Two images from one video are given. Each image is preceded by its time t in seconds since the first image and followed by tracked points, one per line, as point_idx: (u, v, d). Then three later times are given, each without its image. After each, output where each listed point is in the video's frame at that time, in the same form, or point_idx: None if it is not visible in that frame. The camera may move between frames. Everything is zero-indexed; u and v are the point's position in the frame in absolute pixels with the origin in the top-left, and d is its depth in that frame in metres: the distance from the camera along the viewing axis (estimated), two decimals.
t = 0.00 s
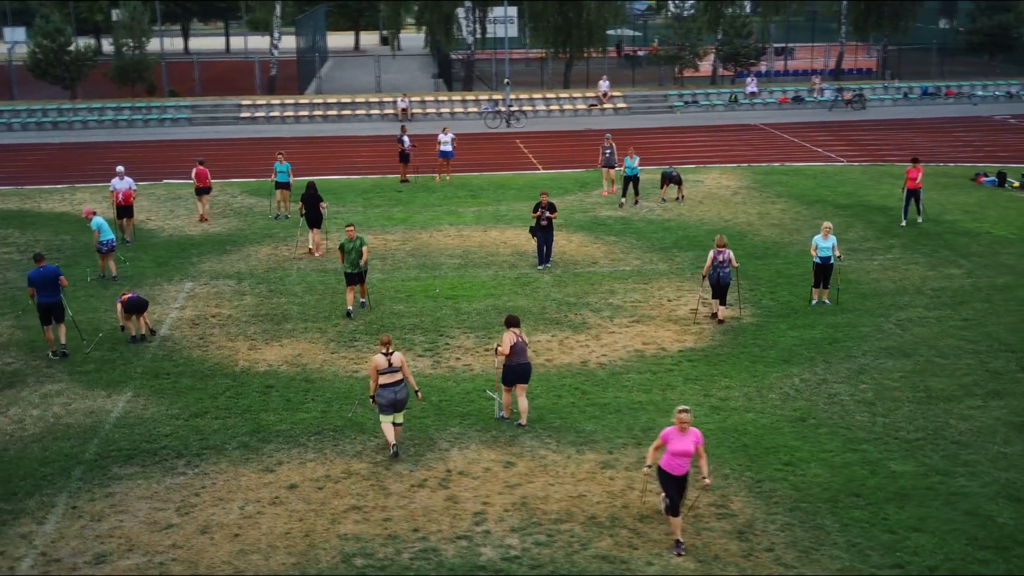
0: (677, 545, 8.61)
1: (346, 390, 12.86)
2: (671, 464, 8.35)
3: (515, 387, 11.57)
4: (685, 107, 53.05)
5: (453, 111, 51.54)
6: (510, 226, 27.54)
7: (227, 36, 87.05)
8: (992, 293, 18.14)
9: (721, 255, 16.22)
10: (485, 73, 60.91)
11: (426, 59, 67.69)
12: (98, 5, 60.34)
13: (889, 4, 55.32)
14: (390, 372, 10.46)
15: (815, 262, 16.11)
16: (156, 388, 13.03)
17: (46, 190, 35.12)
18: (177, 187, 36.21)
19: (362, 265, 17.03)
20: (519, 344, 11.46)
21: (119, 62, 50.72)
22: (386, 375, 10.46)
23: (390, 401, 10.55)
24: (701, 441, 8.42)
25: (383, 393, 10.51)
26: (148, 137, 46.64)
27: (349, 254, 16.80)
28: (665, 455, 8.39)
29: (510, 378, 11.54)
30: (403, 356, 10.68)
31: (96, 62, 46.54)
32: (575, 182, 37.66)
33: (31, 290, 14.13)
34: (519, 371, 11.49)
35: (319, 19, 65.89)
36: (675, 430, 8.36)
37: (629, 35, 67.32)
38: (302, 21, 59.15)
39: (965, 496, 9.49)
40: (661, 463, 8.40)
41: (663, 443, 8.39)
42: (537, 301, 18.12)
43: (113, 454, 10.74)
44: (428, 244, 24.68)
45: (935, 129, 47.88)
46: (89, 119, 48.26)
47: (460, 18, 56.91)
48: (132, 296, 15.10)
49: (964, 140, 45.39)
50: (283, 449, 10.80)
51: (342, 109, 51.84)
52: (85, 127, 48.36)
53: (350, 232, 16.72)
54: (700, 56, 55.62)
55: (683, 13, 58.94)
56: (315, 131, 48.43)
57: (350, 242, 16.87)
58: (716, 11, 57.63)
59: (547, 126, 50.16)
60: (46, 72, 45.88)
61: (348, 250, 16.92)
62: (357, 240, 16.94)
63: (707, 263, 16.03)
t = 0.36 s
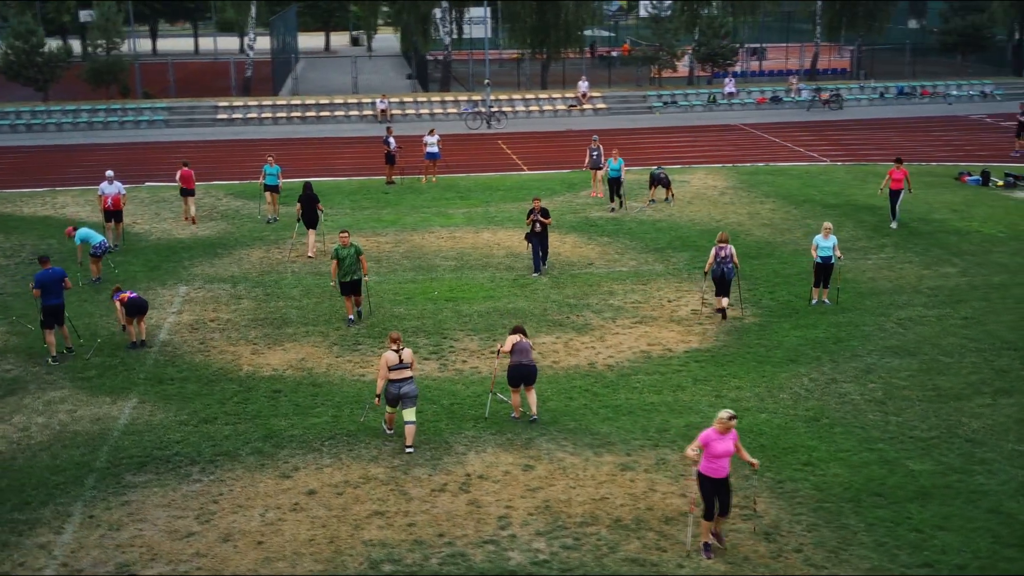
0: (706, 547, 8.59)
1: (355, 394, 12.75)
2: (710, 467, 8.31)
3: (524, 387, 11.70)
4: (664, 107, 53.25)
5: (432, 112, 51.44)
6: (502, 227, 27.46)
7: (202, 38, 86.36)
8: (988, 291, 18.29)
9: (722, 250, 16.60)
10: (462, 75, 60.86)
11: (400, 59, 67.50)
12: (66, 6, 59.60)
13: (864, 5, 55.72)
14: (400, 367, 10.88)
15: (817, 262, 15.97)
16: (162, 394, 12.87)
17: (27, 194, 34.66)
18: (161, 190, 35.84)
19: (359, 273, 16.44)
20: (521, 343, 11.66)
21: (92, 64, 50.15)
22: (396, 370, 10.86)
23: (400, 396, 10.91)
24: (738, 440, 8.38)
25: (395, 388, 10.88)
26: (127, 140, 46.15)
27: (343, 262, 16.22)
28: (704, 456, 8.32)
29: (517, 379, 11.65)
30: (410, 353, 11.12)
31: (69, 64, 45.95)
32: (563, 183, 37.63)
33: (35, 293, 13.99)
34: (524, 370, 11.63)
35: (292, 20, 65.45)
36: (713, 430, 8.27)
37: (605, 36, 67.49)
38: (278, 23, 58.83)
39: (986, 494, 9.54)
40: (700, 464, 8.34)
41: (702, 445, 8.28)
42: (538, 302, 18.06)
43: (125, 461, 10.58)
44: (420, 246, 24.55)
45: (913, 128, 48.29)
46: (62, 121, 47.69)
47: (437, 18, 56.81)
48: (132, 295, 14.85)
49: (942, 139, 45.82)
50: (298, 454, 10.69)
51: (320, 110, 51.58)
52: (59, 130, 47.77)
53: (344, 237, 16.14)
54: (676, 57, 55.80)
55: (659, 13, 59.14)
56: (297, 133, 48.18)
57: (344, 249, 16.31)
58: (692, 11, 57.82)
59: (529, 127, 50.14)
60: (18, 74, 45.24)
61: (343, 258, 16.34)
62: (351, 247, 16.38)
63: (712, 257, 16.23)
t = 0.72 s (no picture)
0: (734, 547, 8.59)
1: (365, 397, 12.65)
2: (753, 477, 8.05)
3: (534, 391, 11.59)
4: (643, 108, 53.41)
5: (411, 113, 51.25)
6: (494, 229, 27.39)
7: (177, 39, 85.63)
8: (984, 289, 18.46)
9: (726, 245, 17.09)
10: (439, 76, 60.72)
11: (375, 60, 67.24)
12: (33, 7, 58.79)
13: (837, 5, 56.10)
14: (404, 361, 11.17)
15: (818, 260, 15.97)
16: (169, 399, 12.72)
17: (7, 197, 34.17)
18: (144, 192, 35.47)
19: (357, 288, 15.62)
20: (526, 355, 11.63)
21: (66, 65, 49.55)
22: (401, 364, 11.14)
23: (406, 390, 11.07)
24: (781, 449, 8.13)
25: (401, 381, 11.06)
26: (105, 142, 45.66)
27: (341, 275, 15.45)
28: (746, 467, 8.09)
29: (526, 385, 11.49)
30: (413, 351, 11.43)
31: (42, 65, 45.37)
32: (550, 184, 37.59)
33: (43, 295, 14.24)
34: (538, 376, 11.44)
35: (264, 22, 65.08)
36: (754, 440, 8.04)
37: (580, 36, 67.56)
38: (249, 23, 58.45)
39: (1006, 492, 9.59)
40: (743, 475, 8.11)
41: (744, 456, 8.06)
42: (538, 304, 18.01)
43: (138, 468, 10.43)
44: (414, 247, 24.46)
45: (893, 128, 48.68)
46: (36, 123, 47.12)
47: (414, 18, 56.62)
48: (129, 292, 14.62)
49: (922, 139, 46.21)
50: (314, 459, 10.60)
51: (298, 112, 51.29)
52: (33, 132, 47.18)
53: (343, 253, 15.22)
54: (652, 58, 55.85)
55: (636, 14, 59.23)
56: (279, 134, 47.91)
57: (343, 263, 15.57)
58: (669, 12, 57.98)
59: (509, 128, 50.10)
60: None
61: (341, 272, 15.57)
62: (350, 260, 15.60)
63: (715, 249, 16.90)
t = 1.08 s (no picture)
0: (762, 547, 8.59)
1: (374, 401, 12.56)
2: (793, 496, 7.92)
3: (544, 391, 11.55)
4: (621, 108, 53.48)
5: (389, 114, 51.02)
6: (485, 230, 27.34)
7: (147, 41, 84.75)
8: (979, 287, 18.63)
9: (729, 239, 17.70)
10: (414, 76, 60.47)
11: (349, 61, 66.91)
12: None
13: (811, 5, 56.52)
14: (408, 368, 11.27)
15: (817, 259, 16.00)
16: (176, 404, 12.56)
17: None
18: (126, 195, 35.07)
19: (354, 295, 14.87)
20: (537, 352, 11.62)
21: (39, 66, 48.92)
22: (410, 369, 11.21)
23: (423, 391, 11.09)
24: (820, 465, 7.99)
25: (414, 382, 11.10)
26: (82, 144, 45.14)
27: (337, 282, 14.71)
28: (785, 484, 7.97)
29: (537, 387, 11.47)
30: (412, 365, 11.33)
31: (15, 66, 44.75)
32: (536, 184, 37.57)
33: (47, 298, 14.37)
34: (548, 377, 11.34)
35: (231, 22, 64.46)
36: (791, 456, 7.93)
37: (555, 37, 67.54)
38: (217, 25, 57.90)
39: None
40: (781, 493, 8.00)
41: (781, 476, 7.96)
42: (538, 305, 17.97)
43: (151, 475, 10.28)
44: (406, 249, 24.35)
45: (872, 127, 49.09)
46: (11, 125, 46.51)
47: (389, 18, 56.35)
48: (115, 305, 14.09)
49: (899, 138, 46.63)
50: (329, 464, 10.50)
51: (275, 113, 50.95)
52: (7, 134, 46.57)
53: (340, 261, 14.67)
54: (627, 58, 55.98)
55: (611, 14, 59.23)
56: (259, 136, 47.62)
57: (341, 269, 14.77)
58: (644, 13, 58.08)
59: (488, 129, 49.97)
60: None
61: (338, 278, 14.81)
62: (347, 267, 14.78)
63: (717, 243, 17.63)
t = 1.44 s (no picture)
0: (789, 548, 8.58)
1: (382, 405, 12.46)
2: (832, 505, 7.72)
3: (553, 387, 11.67)
4: (598, 109, 53.62)
5: (366, 115, 50.81)
6: (474, 231, 27.27)
7: (115, 42, 83.74)
8: (972, 285, 18.83)
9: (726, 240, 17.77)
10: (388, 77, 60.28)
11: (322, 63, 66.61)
12: None
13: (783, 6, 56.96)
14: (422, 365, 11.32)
15: (817, 259, 16.09)
16: (181, 410, 12.39)
17: None
18: (107, 198, 34.61)
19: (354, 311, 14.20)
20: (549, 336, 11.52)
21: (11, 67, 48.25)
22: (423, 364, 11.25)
23: (435, 381, 11.07)
24: (862, 476, 7.77)
25: (426, 375, 11.11)
26: (57, 147, 44.59)
27: (336, 300, 13.97)
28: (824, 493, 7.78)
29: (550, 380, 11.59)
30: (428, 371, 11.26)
31: None
32: (521, 185, 37.53)
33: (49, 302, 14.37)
34: (556, 370, 11.54)
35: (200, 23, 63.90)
36: (831, 464, 7.75)
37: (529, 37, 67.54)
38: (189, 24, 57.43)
39: None
40: (819, 503, 7.81)
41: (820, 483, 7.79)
42: (537, 306, 17.93)
43: (164, 483, 10.13)
44: (397, 251, 24.23)
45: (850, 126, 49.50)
46: None
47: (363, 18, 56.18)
48: (104, 322, 13.72)
49: (876, 138, 47.05)
50: (344, 469, 10.40)
51: (250, 114, 50.65)
52: None
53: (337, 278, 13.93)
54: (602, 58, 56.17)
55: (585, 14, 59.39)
56: (237, 137, 47.24)
57: (339, 284, 14.02)
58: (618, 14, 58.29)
59: (465, 130, 49.84)
60: None
61: (336, 294, 14.07)
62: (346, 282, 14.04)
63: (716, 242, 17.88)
